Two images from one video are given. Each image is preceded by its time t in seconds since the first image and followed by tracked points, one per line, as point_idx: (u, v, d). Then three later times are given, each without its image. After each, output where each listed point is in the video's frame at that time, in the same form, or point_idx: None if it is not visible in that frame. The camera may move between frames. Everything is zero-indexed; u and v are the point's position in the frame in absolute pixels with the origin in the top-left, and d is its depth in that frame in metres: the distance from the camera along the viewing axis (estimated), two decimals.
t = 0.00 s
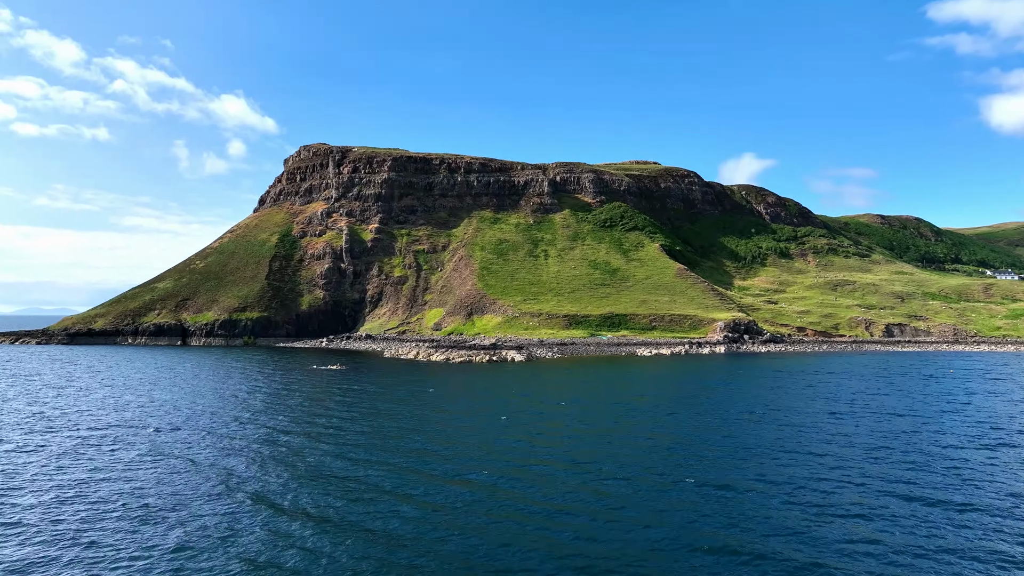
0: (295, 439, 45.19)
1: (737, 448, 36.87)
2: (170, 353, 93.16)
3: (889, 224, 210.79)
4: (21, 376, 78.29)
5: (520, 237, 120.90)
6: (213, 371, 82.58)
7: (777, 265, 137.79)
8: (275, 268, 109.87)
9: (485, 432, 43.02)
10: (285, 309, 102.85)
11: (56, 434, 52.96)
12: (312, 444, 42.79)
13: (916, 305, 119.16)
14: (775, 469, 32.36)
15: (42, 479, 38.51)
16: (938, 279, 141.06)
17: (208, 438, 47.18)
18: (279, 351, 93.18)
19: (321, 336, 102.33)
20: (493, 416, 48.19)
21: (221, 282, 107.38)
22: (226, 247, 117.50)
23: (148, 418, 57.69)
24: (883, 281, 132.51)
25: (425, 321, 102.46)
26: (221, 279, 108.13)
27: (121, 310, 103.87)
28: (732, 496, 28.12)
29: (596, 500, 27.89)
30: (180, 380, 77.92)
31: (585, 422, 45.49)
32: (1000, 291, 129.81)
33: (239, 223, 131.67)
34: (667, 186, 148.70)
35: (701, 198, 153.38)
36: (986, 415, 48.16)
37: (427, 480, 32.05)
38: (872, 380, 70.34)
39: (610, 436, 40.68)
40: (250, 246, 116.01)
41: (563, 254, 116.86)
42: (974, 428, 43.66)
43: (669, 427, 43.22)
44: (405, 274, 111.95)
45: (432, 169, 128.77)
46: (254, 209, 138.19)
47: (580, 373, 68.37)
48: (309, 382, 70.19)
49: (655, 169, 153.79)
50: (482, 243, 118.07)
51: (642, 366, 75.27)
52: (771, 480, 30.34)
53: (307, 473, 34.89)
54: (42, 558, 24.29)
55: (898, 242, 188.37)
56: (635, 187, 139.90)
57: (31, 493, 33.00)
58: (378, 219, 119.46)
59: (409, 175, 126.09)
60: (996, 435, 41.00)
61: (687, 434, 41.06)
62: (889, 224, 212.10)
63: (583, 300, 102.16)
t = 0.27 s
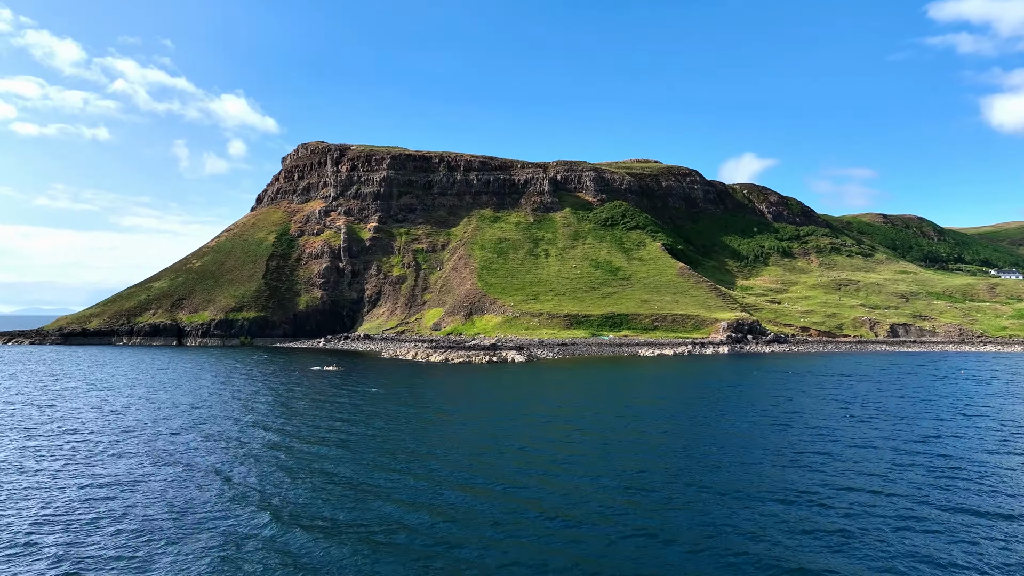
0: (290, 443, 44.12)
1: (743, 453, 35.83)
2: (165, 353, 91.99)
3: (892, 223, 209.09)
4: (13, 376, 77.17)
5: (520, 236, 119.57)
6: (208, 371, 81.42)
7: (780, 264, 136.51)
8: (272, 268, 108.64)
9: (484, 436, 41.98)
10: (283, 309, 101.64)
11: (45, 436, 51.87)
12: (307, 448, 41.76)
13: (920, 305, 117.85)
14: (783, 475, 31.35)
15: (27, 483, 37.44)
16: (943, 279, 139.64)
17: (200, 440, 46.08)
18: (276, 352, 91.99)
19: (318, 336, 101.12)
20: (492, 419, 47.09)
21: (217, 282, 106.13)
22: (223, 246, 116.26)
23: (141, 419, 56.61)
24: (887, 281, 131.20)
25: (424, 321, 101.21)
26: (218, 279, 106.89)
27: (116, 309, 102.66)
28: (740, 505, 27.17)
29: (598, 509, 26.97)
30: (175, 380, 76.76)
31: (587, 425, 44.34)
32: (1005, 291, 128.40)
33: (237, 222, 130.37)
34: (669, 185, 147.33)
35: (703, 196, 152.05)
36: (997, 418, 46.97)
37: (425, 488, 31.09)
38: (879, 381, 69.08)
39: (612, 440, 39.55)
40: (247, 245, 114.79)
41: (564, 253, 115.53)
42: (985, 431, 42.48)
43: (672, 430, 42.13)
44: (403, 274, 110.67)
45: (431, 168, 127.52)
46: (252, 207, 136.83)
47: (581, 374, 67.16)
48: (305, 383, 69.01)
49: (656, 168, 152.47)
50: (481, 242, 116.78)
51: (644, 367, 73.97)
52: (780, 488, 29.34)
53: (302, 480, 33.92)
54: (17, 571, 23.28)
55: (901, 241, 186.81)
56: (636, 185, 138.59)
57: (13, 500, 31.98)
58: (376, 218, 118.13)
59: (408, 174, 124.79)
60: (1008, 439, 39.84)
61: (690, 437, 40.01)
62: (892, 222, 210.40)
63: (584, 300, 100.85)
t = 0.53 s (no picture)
0: (284, 447, 42.92)
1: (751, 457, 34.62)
2: (160, 354, 90.64)
3: (895, 222, 207.63)
4: (5, 378, 75.88)
5: (521, 235, 118.24)
6: (203, 372, 80.09)
7: (782, 264, 135.16)
8: (269, 267, 107.26)
9: (484, 439, 40.74)
10: (280, 309, 100.30)
11: (33, 438, 50.57)
12: (301, 452, 40.54)
13: (925, 305, 116.50)
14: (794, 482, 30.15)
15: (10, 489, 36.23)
16: (947, 279, 138.35)
17: (192, 443, 44.79)
18: (273, 352, 90.70)
19: (316, 337, 99.79)
20: (492, 421, 45.85)
21: (213, 281, 104.73)
22: (220, 245, 114.85)
23: (133, 421, 55.31)
24: (891, 280, 129.85)
25: (423, 321, 99.89)
26: (214, 278, 105.47)
27: (111, 309, 101.26)
28: (751, 515, 26.01)
29: (604, 520, 25.77)
30: (169, 381, 75.45)
31: (590, 427, 43.06)
32: (1011, 291, 127.08)
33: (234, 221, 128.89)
34: (670, 184, 145.93)
35: (705, 195, 150.64)
36: (1011, 421, 45.65)
37: (422, 497, 29.89)
38: (886, 382, 67.73)
39: (616, 443, 38.22)
40: (244, 245, 113.40)
41: (565, 253, 114.17)
42: (1000, 434, 41.17)
43: (678, 433, 40.85)
44: (402, 273, 109.32)
45: (430, 166, 126.23)
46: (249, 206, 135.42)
47: (583, 375, 65.84)
48: (301, 385, 67.66)
49: (658, 166, 151.11)
50: (481, 241, 115.42)
51: (647, 368, 72.63)
52: (791, 496, 28.17)
53: (295, 488, 32.75)
54: None
55: (904, 241, 185.47)
56: (638, 184, 137.19)
57: None
58: (375, 217, 116.74)
59: (407, 172, 123.40)
60: None
61: (697, 441, 38.75)
62: (894, 222, 209.00)
63: (585, 300, 99.50)
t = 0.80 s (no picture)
0: (277, 450, 41.72)
1: (760, 462, 33.38)
2: (155, 354, 89.33)
3: (897, 221, 206.22)
4: None
5: (521, 234, 116.92)
6: (199, 373, 78.83)
7: (785, 263, 133.84)
8: (266, 266, 105.95)
9: (483, 442, 39.55)
10: (277, 309, 99.00)
11: (21, 440, 49.30)
12: (295, 455, 39.30)
13: (930, 305, 115.16)
14: (806, 487, 28.94)
15: None
16: (951, 278, 137.00)
17: (183, 446, 43.55)
18: (270, 353, 89.43)
19: (313, 337, 98.52)
20: (492, 423, 44.61)
21: (209, 280, 103.39)
22: (216, 245, 113.54)
23: (124, 422, 54.05)
24: (894, 280, 128.53)
25: (422, 321, 98.60)
26: (210, 277, 104.14)
27: (106, 309, 99.92)
28: (762, 523, 24.84)
29: (608, 529, 24.61)
30: (164, 382, 74.18)
31: (592, 430, 41.81)
32: (1016, 291, 125.76)
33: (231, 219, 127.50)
34: (672, 182, 144.62)
35: (707, 194, 149.35)
36: None
37: (419, 503, 28.72)
38: (894, 384, 66.45)
39: (619, 448, 36.97)
40: (241, 244, 112.10)
41: (566, 252, 112.85)
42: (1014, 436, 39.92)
43: (683, 437, 39.61)
44: (401, 273, 108.02)
45: (429, 165, 125.04)
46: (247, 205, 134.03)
47: (585, 376, 64.59)
48: (297, 386, 66.38)
49: (659, 165, 149.86)
50: (481, 240, 114.13)
51: (650, 368, 71.32)
52: (803, 503, 26.96)
53: (286, 493, 31.51)
54: None
55: (907, 240, 184.12)
56: (639, 182, 135.93)
57: None
58: (373, 216, 115.44)
59: (406, 170, 122.14)
60: None
61: (703, 445, 37.52)
62: (897, 221, 207.68)
63: (586, 300, 98.20)
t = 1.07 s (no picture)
0: (270, 450, 40.57)
1: (770, 465, 32.06)
2: (150, 354, 87.95)
3: (899, 221, 204.94)
4: None
5: (521, 233, 115.60)
6: (194, 373, 77.56)
7: (788, 263, 132.53)
8: (263, 266, 104.64)
9: (482, 444, 38.25)
10: (274, 309, 97.65)
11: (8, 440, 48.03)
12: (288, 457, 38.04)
13: (935, 304, 113.88)
14: (821, 492, 27.58)
15: None
16: (955, 278, 135.70)
17: (172, 448, 42.16)
18: (266, 353, 88.09)
19: (311, 337, 97.23)
20: (491, 425, 43.35)
21: (206, 280, 102.06)
22: (213, 243, 112.21)
23: (114, 424, 52.61)
24: (898, 279, 127.19)
25: (421, 321, 97.32)
26: (206, 276, 102.79)
27: (100, 309, 98.54)
28: (777, 530, 23.49)
29: (614, 536, 23.22)
30: (157, 383, 72.82)
31: (595, 431, 40.48)
32: (1021, 290, 124.48)
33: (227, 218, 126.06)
34: (673, 181, 143.31)
35: (709, 193, 148.02)
36: None
37: (414, 508, 27.35)
38: (901, 384, 65.22)
39: (623, 450, 35.66)
40: (238, 243, 110.72)
41: (566, 251, 111.56)
42: None
43: (689, 439, 38.29)
44: (400, 272, 106.72)
45: (428, 163, 123.79)
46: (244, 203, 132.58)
47: (586, 376, 63.36)
48: (293, 387, 65.12)
49: (660, 163, 148.57)
50: (481, 239, 112.83)
51: (652, 369, 70.01)
52: (819, 508, 25.61)
53: (277, 496, 30.24)
54: None
55: (909, 240, 182.84)
56: (640, 181, 134.60)
57: None
58: (372, 215, 114.08)
59: (405, 169, 120.91)
60: None
61: (710, 447, 36.21)
62: (899, 220, 206.50)
63: (588, 299, 96.92)
